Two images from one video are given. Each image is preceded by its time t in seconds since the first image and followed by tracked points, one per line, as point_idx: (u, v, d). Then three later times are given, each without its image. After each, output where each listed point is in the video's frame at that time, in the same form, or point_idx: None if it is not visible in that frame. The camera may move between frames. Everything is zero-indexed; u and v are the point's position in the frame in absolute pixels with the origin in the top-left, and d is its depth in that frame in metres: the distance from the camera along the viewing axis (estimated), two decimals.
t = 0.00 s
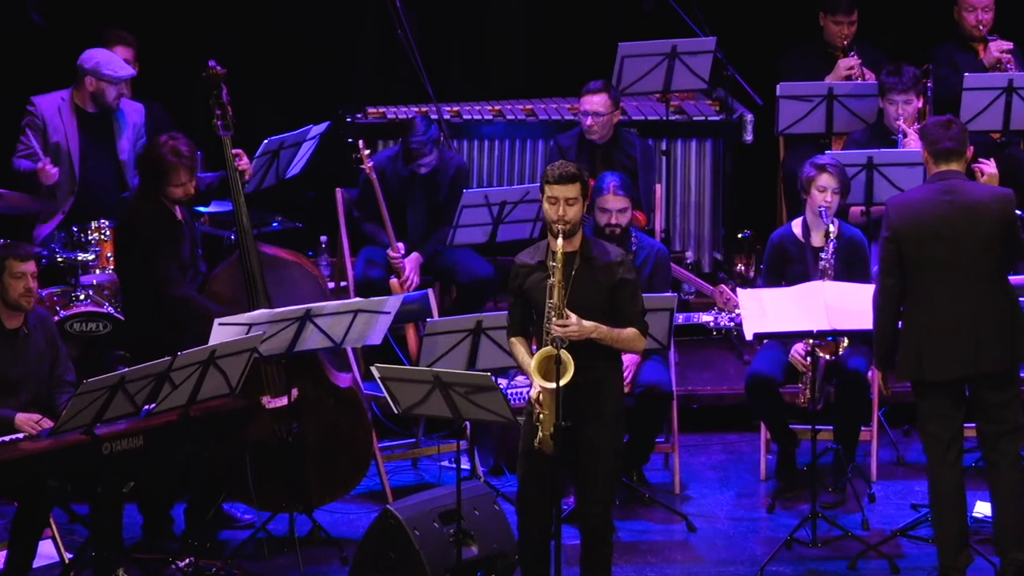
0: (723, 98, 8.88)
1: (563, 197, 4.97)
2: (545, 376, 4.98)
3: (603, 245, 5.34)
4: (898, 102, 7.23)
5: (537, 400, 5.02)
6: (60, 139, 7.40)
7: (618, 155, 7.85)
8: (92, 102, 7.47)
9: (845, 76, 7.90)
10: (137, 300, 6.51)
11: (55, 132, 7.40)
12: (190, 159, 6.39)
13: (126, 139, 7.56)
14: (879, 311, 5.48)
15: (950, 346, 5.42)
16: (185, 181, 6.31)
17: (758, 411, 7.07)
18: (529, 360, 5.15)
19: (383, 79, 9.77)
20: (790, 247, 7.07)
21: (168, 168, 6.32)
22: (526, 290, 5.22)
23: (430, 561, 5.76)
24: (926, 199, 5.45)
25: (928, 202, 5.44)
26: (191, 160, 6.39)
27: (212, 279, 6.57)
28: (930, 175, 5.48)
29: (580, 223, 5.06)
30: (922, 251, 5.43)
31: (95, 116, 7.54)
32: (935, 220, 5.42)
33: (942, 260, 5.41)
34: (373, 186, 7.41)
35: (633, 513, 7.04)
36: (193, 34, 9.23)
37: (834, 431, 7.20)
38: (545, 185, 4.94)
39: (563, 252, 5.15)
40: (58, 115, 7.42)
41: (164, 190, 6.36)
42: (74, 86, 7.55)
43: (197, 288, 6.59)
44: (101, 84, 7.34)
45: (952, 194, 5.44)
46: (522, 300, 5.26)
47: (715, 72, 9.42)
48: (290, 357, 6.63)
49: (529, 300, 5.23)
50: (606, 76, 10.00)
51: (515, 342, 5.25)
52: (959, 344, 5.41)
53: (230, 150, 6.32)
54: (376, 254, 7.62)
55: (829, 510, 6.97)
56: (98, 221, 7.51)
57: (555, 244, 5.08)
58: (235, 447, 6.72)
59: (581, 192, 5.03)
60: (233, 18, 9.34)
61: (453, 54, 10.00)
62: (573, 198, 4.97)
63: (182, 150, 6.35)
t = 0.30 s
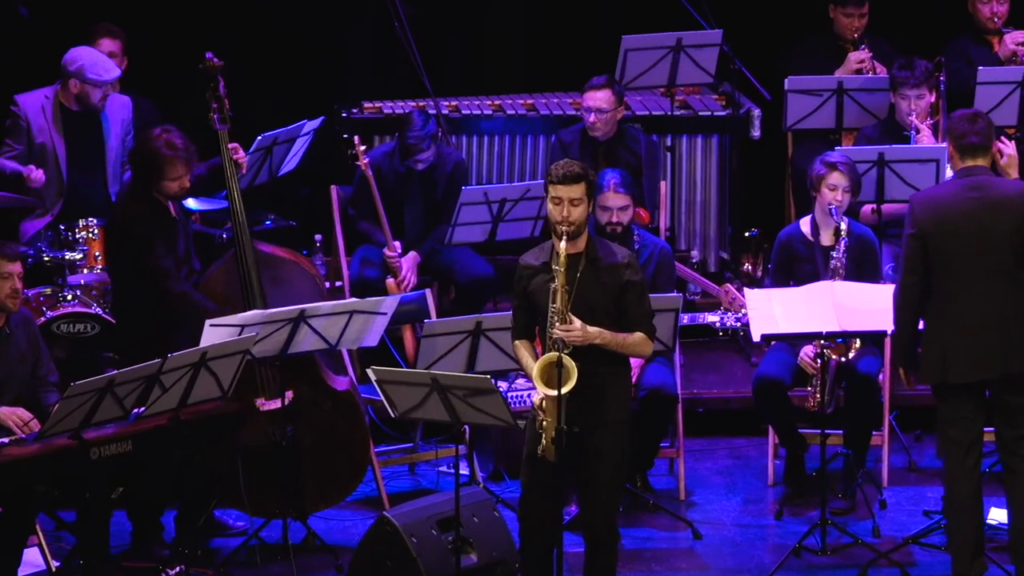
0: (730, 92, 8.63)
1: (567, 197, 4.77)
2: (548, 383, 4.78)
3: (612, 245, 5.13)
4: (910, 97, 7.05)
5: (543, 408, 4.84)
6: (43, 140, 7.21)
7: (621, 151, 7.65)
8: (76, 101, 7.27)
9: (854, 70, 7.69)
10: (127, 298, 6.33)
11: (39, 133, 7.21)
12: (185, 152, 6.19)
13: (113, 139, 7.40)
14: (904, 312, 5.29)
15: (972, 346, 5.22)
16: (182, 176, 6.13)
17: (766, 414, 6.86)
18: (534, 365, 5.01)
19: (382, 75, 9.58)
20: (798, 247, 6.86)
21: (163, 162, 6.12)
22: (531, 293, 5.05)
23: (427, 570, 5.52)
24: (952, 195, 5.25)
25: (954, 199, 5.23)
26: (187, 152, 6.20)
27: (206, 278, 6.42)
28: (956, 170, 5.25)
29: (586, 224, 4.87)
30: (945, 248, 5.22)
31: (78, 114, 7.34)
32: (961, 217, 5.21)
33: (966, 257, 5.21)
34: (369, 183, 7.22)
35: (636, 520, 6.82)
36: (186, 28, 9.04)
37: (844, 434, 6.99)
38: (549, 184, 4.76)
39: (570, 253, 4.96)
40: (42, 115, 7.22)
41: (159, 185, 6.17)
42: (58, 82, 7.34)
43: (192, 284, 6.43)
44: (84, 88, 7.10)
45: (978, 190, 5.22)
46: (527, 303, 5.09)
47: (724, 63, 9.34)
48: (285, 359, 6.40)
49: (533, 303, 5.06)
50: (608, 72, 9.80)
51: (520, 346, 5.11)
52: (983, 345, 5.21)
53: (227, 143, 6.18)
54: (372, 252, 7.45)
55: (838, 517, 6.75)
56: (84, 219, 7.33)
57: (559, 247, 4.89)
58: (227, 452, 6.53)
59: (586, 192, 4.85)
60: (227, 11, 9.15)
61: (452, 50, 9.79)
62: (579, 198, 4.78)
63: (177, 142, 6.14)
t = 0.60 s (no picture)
0: (737, 85, 8.38)
1: (568, 197, 4.55)
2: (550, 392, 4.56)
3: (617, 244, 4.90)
4: (926, 90, 6.93)
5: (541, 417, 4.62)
6: (27, 134, 7.01)
7: (625, 147, 7.43)
8: (62, 93, 7.09)
9: (867, 62, 7.62)
10: (118, 294, 6.07)
11: (24, 128, 7.00)
12: (186, 147, 5.94)
13: (100, 132, 7.28)
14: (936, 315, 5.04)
15: (1002, 348, 4.99)
16: (182, 171, 5.87)
17: (774, 419, 6.63)
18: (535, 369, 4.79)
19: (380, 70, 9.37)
20: (809, 246, 6.63)
21: (165, 155, 5.86)
22: (532, 294, 4.82)
23: None
24: (988, 191, 5.01)
25: (991, 196, 5.00)
26: (189, 149, 5.94)
27: (196, 278, 6.12)
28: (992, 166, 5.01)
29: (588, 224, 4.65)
30: (979, 246, 5.00)
31: (64, 107, 7.16)
32: (997, 215, 4.98)
33: (999, 256, 4.98)
34: (365, 181, 6.99)
35: (641, 528, 6.58)
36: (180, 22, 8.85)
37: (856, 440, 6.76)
38: (549, 183, 4.54)
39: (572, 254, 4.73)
40: (27, 109, 7.00)
41: (156, 178, 5.91)
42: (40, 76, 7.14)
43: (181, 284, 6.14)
44: (69, 76, 6.95)
45: (1015, 187, 4.99)
46: (527, 303, 4.85)
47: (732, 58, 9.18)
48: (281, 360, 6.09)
49: (534, 304, 4.83)
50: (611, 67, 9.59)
51: (519, 346, 4.88)
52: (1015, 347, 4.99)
53: (223, 137, 5.96)
54: (367, 251, 7.24)
55: (850, 525, 6.50)
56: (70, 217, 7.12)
57: (562, 247, 4.69)
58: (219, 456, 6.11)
59: (589, 190, 4.62)
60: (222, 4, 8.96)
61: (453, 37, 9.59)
62: (579, 198, 4.55)
63: (181, 137, 5.90)
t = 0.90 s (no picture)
0: (745, 79, 8.20)
1: (567, 193, 4.38)
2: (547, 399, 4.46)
3: (613, 237, 4.72)
4: (939, 83, 6.76)
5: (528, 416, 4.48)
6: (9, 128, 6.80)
7: (628, 143, 7.25)
8: (45, 85, 6.91)
9: (878, 55, 7.42)
10: (109, 296, 5.86)
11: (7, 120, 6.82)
12: (179, 142, 5.73)
13: (84, 128, 7.06)
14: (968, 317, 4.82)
15: None
16: (174, 165, 5.65)
17: (782, 423, 6.44)
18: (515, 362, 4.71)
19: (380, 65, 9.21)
20: (820, 244, 6.43)
21: (154, 150, 5.65)
22: (522, 287, 4.65)
23: None
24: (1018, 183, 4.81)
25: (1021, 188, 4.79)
26: (182, 143, 5.73)
27: (189, 276, 5.86)
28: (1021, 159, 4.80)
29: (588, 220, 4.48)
30: (1011, 241, 4.80)
31: (49, 101, 6.97)
32: None
33: None
34: (360, 177, 6.79)
35: (645, 536, 6.37)
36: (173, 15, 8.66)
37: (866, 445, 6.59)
38: (545, 178, 4.37)
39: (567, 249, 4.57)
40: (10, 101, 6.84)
41: (147, 173, 5.70)
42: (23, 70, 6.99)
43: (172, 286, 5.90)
44: (50, 65, 6.76)
45: None
46: (519, 296, 4.69)
47: (739, 48, 9.06)
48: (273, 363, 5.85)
49: (527, 299, 4.67)
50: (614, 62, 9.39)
51: (502, 334, 4.74)
52: None
53: (217, 135, 5.77)
54: (362, 250, 7.05)
55: (861, 533, 6.29)
56: (54, 214, 6.88)
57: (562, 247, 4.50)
58: (211, 463, 5.92)
59: (588, 185, 4.45)
60: None
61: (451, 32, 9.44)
62: (578, 194, 4.38)
63: (173, 131, 5.69)
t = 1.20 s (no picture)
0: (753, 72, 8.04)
1: (535, 212, 4.34)
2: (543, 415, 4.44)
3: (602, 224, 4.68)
4: (953, 76, 6.59)
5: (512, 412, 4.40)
6: None
7: (632, 138, 7.03)
8: (28, 80, 6.72)
9: (891, 47, 7.34)
10: (94, 294, 5.63)
11: None
12: (163, 133, 5.53)
13: (68, 122, 6.87)
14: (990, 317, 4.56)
15: None
16: (158, 155, 5.45)
17: (790, 428, 6.22)
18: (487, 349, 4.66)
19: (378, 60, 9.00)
20: (831, 243, 6.22)
21: (138, 142, 5.44)
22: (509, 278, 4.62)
23: None
24: None
25: None
26: (166, 135, 5.54)
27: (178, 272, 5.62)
28: None
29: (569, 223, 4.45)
30: None
31: (31, 95, 6.80)
32: None
33: None
34: (355, 173, 6.58)
35: (649, 545, 6.14)
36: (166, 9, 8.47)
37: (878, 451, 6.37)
38: (515, 198, 4.35)
39: (555, 246, 4.54)
40: None
41: (131, 167, 5.49)
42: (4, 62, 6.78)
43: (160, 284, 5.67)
44: (36, 59, 6.57)
45: None
46: (501, 283, 4.67)
47: (746, 42, 8.86)
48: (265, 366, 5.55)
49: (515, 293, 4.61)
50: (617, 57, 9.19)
51: (474, 312, 4.76)
52: None
53: (203, 130, 5.55)
54: (357, 248, 6.81)
55: (873, 541, 6.05)
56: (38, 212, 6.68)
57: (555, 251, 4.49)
58: (199, 469, 5.70)
59: (560, 190, 4.39)
60: None
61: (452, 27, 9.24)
62: (550, 206, 4.34)
63: (156, 122, 5.50)
